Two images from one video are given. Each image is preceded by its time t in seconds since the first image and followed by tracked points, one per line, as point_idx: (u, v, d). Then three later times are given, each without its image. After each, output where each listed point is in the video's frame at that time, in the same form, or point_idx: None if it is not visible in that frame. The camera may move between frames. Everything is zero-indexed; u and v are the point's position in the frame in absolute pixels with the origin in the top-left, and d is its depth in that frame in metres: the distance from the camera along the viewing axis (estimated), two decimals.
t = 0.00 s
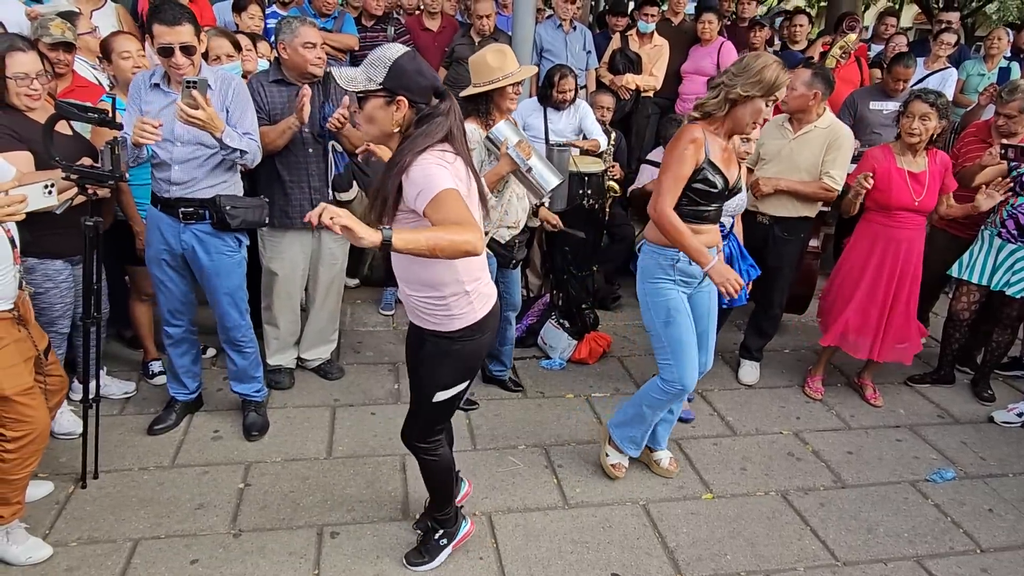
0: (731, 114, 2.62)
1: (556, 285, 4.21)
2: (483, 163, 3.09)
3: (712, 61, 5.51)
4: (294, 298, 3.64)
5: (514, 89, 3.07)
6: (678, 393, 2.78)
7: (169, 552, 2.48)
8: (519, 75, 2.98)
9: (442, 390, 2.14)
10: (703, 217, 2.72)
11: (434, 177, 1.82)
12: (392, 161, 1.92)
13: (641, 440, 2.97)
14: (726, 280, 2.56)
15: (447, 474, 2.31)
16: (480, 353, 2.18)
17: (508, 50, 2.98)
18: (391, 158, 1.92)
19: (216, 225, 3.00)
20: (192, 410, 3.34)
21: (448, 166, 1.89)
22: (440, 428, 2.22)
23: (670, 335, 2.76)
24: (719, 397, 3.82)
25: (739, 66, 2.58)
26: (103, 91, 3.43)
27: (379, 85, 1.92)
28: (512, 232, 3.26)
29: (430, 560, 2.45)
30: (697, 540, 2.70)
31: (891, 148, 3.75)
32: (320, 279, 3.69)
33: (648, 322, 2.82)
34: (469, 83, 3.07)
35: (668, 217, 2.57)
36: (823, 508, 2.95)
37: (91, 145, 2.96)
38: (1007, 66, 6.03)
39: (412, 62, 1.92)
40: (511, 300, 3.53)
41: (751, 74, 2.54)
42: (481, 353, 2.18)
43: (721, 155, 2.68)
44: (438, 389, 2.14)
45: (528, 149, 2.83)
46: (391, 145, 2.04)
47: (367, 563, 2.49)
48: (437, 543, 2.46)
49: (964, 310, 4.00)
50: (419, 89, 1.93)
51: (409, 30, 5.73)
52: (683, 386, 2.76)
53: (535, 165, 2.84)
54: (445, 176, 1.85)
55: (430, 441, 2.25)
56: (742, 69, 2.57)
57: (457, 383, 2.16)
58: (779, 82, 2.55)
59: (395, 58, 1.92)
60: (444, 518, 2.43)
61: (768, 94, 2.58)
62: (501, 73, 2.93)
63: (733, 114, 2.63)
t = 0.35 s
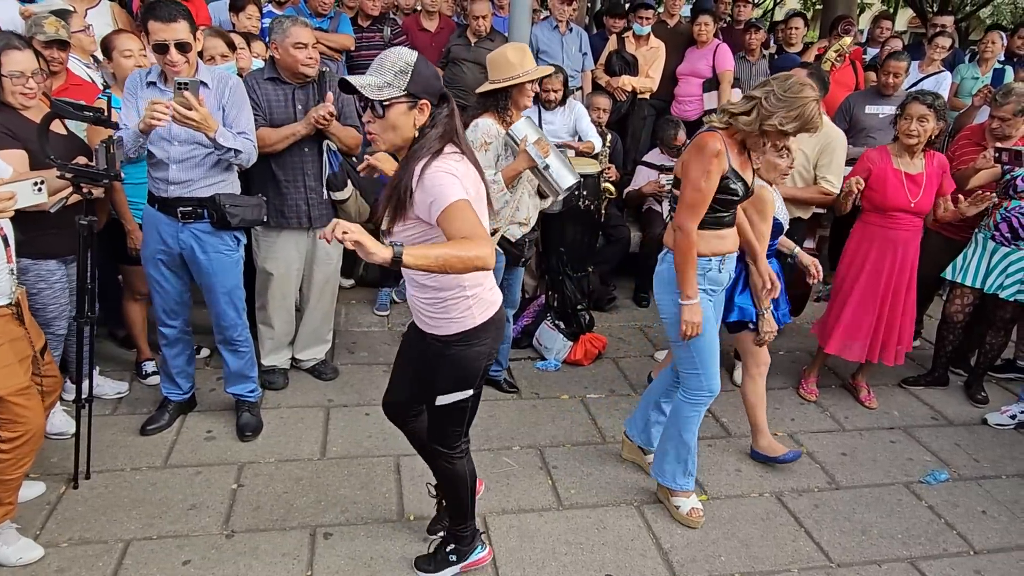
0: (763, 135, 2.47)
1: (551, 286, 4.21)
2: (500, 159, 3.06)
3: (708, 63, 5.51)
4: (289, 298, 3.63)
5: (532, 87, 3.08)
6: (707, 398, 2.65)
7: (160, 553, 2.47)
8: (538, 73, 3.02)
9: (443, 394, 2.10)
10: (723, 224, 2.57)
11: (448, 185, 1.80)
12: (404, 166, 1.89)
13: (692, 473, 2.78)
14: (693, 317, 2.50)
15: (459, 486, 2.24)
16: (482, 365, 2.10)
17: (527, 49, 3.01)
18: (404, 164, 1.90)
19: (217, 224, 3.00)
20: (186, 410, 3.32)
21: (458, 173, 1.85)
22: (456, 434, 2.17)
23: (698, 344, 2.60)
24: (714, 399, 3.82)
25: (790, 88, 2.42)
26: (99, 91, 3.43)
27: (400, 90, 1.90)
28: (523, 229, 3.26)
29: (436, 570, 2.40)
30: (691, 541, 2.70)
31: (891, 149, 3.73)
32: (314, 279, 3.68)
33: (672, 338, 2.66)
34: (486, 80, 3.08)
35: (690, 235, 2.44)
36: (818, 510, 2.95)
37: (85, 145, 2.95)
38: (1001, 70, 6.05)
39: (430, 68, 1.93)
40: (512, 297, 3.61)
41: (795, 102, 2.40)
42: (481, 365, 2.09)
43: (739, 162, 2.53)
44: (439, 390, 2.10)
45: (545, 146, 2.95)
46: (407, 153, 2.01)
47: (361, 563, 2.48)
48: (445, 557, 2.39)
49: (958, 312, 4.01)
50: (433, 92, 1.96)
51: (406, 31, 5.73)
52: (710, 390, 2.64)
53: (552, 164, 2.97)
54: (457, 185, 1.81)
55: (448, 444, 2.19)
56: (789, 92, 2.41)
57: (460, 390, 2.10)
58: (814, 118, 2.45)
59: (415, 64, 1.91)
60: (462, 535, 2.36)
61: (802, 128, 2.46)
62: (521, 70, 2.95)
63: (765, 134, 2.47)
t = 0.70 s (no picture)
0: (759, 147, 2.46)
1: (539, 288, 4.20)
2: (504, 160, 3.10)
3: (694, 66, 5.56)
4: (276, 301, 3.62)
5: (533, 89, 3.10)
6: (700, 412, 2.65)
7: (144, 557, 2.45)
8: (537, 75, 3.02)
9: (437, 406, 2.04)
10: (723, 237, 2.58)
11: (441, 192, 1.77)
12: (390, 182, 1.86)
13: (684, 482, 2.79)
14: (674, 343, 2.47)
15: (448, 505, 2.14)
16: (475, 376, 2.04)
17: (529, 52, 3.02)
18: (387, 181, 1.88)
19: (206, 226, 3.00)
20: (170, 414, 3.30)
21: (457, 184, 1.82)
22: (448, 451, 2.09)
23: (694, 357, 2.59)
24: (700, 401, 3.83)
25: (781, 95, 2.41)
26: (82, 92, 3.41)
27: (378, 90, 1.88)
28: (522, 229, 3.38)
29: None
30: (677, 542, 2.71)
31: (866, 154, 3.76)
32: (301, 281, 3.66)
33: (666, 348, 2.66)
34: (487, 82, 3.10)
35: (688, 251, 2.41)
36: (802, 509, 2.97)
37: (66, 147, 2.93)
38: (983, 72, 6.12)
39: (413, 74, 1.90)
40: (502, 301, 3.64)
41: (791, 109, 2.39)
42: (475, 376, 2.03)
43: (733, 175, 2.54)
44: (433, 403, 2.04)
45: (554, 151, 2.95)
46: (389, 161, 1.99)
47: (347, 567, 2.47)
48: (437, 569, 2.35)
49: (940, 313, 4.05)
50: (419, 102, 1.90)
51: (394, 33, 5.74)
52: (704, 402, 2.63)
53: (558, 169, 2.94)
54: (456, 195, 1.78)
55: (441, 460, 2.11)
56: (782, 99, 2.40)
57: (453, 404, 2.04)
58: (811, 123, 2.43)
59: (393, 71, 1.88)
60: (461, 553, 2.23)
61: (801, 134, 2.45)
62: (522, 72, 2.98)
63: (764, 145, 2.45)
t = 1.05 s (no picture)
0: (736, 154, 2.40)
1: (518, 292, 4.21)
2: (485, 164, 3.10)
3: (672, 70, 5.61)
4: (258, 306, 3.61)
5: (512, 94, 3.13)
6: (670, 428, 2.61)
7: (121, 567, 2.43)
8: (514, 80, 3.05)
9: (402, 433, 2.01)
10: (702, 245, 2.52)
11: (419, 207, 1.78)
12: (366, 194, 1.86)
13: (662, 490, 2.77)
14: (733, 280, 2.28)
15: (429, 539, 2.09)
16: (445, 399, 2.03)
17: (505, 58, 3.06)
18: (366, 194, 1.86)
19: (189, 234, 2.97)
20: (149, 422, 3.28)
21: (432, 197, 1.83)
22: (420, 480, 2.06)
23: (660, 366, 2.58)
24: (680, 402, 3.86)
25: (760, 100, 2.32)
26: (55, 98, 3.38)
27: (366, 106, 1.86)
28: (506, 232, 3.31)
29: None
30: (657, 543, 2.73)
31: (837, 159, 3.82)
32: (280, 288, 3.66)
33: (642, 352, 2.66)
34: (466, 87, 3.14)
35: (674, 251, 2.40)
36: (780, 508, 3.00)
37: (39, 155, 2.91)
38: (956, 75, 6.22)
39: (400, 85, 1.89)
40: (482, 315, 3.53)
41: (768, 115, 2.30)
42: (442, 401, 2.01)
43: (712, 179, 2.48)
44: (399, 430, 2.02)
45: (532, 153, 2.93)
46: (373, 173, 1.98)
47: (326, 573, 2.47)
48: None
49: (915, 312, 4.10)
50: (408, 112, 1.90)
51: (374, 38, 5.74)
52: (675, 419, 2.58)
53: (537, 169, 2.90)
54: (433, 209, 1.79)
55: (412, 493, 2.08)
56: (759, 105, 2.31)
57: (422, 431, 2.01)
58: (791, 132, 2.33)
59: (381, 84, 1.86)
60: None
61: (780, 142, 2.35)
62: (498, 78, 3.01)
63: (742, 151, 2.38)
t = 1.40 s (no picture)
0: (706, 160, 2.41)
1: (502, 296, 4.21)
2: (461, 171, 3.09)
3: (654, 72, 5.64)
4: (241, 314, 3.60)
5: (491, 99, 3.15)
6: (651, 430, 2.58)
7: None
8: (495, 84, 3.10)
9: (362, 434, 2.00)
10: (679, 247, 2.52)
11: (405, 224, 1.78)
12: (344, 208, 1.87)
13: (628, 495, 2.74)
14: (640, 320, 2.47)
15: (376, 539, 2.13)
16: (408, 405, 2.03)
17: (483, 62, 3.12)
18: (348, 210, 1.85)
19: (166, 241, 2.96)
20: (130, 431, 3.25)
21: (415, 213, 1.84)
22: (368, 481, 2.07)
23: (648, 370, 2.53)
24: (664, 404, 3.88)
25: (725, 106, 2.35)
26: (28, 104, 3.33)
27: (329, 116, 1.83)
28: (485, 238, 3.32)
29: None
30: (641, 544, 2.74)
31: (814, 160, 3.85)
32: (261, 296, 3.65)
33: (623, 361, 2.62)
34: (446, 94, 3.18)
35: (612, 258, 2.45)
36: (764, 508, 3.02)
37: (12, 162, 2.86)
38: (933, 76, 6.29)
39: (366, 91, 1.85)
40: (461, 324, 3.35)
41: (733, 119, 2.32)
42: (408, 406, 2.03)
43: (685, 182, 2.49)
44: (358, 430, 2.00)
45: (506, 157, 2.77)
46: (348, 180, 1.96)
47: None
48: None
49: (894, 311, 4.15)
50: (376, 120, 1.87)
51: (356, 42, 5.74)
52: (656, 420, 2.56)
53: (511, 173, 2.73)
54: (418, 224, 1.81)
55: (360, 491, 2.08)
56: (725, 111, 2.34)
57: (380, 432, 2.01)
58: (758, 135, 2.32)
59: (349, 91, 1.84)
60: None
61: (747, 146, 2.35)
62: (478, 82, 3.07)
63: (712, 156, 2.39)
